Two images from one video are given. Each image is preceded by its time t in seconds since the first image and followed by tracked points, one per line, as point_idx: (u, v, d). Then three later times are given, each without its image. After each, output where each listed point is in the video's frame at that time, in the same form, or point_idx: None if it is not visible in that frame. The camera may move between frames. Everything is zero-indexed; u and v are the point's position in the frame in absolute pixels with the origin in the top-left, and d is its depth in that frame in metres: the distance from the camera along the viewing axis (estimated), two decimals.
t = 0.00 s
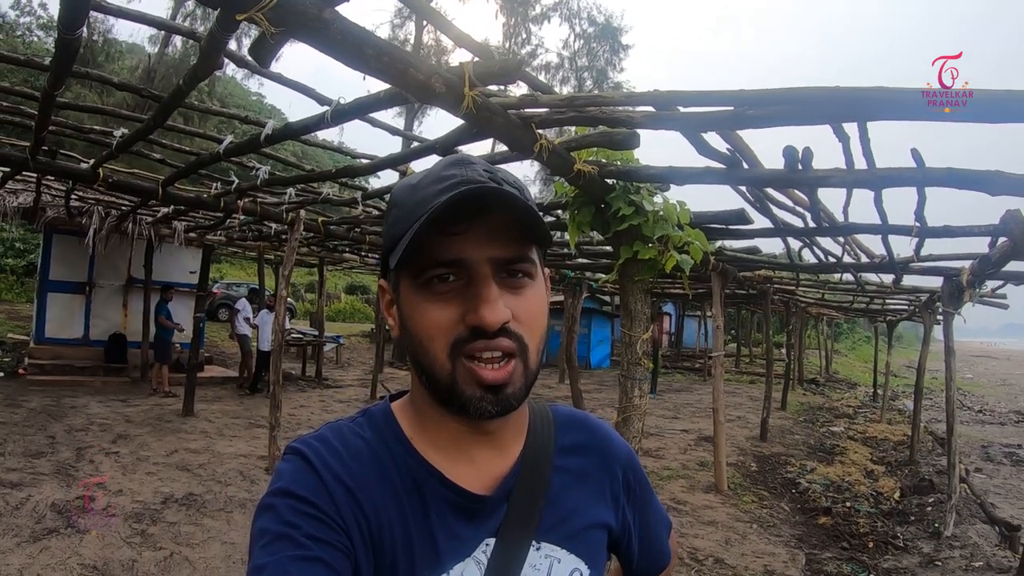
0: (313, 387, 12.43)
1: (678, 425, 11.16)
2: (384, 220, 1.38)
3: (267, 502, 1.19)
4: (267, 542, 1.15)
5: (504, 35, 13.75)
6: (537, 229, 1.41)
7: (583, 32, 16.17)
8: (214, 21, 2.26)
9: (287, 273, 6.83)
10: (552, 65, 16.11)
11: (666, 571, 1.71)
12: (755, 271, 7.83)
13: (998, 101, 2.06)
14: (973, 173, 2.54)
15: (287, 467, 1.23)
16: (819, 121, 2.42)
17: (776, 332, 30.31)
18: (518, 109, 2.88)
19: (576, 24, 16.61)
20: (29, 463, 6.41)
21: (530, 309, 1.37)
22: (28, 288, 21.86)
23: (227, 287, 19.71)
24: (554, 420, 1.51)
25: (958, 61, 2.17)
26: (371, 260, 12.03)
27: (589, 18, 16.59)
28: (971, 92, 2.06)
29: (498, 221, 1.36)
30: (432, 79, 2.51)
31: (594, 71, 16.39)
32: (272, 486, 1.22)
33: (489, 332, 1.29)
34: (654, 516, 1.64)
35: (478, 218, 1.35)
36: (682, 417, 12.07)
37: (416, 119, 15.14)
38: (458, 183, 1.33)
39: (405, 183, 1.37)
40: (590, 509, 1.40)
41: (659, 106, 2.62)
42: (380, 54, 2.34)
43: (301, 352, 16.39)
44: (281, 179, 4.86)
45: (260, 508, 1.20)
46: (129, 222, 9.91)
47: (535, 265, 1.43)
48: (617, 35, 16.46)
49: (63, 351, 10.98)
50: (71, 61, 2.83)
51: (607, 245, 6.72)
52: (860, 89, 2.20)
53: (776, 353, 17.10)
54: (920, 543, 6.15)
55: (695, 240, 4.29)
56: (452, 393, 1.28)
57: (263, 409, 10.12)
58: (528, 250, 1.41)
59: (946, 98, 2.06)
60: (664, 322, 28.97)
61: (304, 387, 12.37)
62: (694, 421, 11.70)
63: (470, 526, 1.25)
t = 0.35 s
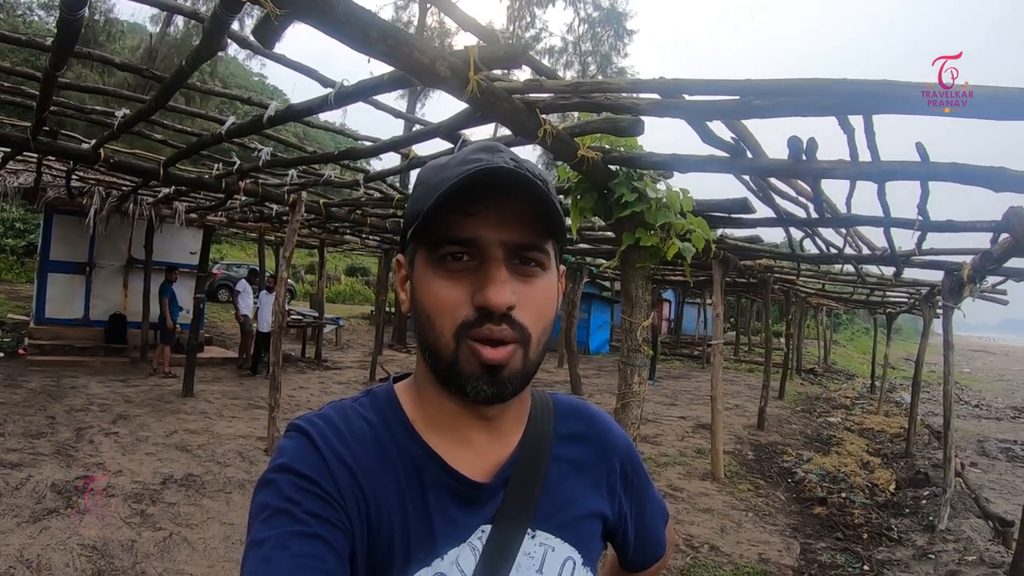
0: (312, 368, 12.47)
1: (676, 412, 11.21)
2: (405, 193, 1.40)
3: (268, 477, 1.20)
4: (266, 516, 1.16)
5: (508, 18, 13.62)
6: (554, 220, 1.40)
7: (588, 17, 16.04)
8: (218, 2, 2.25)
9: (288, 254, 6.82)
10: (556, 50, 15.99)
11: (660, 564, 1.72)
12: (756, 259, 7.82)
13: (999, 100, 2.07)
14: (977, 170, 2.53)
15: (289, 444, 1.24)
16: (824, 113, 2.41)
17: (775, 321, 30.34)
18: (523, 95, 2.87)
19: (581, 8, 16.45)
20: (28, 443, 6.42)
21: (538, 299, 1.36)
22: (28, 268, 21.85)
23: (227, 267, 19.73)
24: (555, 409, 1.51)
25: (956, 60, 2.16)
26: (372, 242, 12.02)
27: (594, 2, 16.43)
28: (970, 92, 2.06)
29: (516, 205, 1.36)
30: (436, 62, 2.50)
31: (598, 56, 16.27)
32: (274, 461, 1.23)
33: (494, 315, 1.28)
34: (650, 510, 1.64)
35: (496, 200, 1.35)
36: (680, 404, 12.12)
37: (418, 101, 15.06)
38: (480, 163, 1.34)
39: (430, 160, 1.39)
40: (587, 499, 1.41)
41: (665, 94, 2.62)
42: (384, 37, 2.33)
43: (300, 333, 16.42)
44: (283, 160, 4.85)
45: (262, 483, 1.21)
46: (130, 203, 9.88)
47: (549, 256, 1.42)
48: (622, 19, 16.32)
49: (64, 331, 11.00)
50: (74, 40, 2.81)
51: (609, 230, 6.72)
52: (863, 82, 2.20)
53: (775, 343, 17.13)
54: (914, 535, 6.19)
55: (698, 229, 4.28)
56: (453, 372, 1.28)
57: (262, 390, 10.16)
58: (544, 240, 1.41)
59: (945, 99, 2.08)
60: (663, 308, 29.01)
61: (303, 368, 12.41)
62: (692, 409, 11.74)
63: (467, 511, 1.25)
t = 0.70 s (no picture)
0: (315, 361, 12.49)
1: (679, 398, 11.23)
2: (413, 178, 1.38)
3: (259, 468, 1.20)
4: (258, 507, 1.16)
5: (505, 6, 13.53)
6: (560, 216, 1.40)
7: (584, 3, 15.95)
8: None
9: (287, 247, 6.81)
10: (553, 37, 15.92)
11: (655, 550, 1.73)
12: (757, 244, 7.80)
13: (1000, 82, 2.06)
14: (977, 153, 2.52)
15: (281, 435, 1.24)
16: (824, 95, 2.40)
17: (776, 307, 30.37)
18: (519, 81, 2.85)
19: None
20: (32, 442, 6.44)
21: (539, 293, 1.36)
22: (28, 268, 21.86)
23: (228, 262, 19.74)
24: (548, 397, 1.51)
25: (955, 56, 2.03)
26: (372, 234, 12.01)
27: None
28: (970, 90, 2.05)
29: (525, 198, 1.35)
30: (431, 50, 2.49)
31: (595, 43, 16.20)
32: (266, 452, 1.23)
33: (497, 309, 1.28)
34: (645, 498, 1.65)
35: (505, 191, 1.34)
36: (682, 390, 12.14)
37: (415, 91, 15.00)
38: (492, 154, 1.34)
39: (441, 146, 1.37)
40: (581, 488, 1.41)
41: (662, 78, 2.60)
42: (378, 26, 2.32)
43: (302, 326, 16.44)
44: (279, 153, 4.83)
45: (253, 474, 1.21)
46: (128, 200, 9.87)
47: (554, 251, 1.42)
48: (619, 6, 16.23)
49: (65, 329, 11.01)
50: (66, 36, 2.79)
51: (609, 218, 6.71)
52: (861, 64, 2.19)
53: (777, 329, 17.15)
54: (918, 519, 6.21)
55: (698, 214, 4.27)
56: (453, 362, 1.28)
57: (265, 383, 10.18)
58: (550, 235, 1.40)
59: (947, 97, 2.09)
60: (665, 295, 29.01)
61: (306, 361, 12.44)
62: (695, 395, 11.75)
63: (458, 501, 1.25)
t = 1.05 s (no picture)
0: (317, 360, 12.51)
1: (681, 386, 11.24)
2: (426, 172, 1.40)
3: (268, 476, 1.20)
4: (268, 514, 1.17)
5: None
6: (569, 213, 1.42)
7: None
8: None
9: (286, 247, 6.81)
10: (547, 28, 15.86)
11: (674, 544, 1.74)
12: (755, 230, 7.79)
13: (993, 67, 2.06)
14: (970, 134, 2.52)
15: (288, 443, 1.24)
16: (814, 80, 2.39)
17: (777, 291, 30.35)
18: (508, 75, 2.85)
19: None
20: (38, 449, 6.47)
21: (547, 288, 1.37)
22: (28, 275, 21.88)
23: (227, 262, 19.76)
24: (557, 395, 1.52)
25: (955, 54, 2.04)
26: (371, 231, 12.01)
27: None
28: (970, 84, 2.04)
29: (535, 193, 1.37)
30: (418, 48, 2.48)
31: (589, 32, 16.14)
32: (274, 460, 1.24)
33: (505, 299, 1.29)
34: (660, 493, 1.65)
35: (516, 185, 1.36)
36: (685, 377, 12.16)
37: (410, 86, 14.96)
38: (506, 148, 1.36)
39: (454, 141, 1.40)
40: (593, 484, 1.41)
41: (651, 68, 2.59)
42: (365, 26, 2.32)
43: (303, 325, 16.45)
44: (274, 153, 4.83)
45: (262, 481, 1.22)
46: (126, 204, 9.87)
47: (561, 248, 1.43)
48: None
49: (68, 336, 11.03)
50: (56, 45, 2.78)
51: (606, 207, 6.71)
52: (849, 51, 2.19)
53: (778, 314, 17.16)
54: (922, 501, 6.23)
55: (692, 203, 4.26)
56: (461, 350, 1.28)
57: (268, 383, 10.21)
58: (558, 233, 1.41)
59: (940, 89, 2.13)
60: (666, 283, 28.98)
61: (308, 359, 12.47)
62: (697, 382, 11.76)
63: (469, 501, 1.26)
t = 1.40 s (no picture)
0: (318, 362, 12.51)
1: (683, 386, 11.23)
2: (444, 173, 1.38)
3: (267, 475, 1.20)
4: (267, 513, 1.16)
5: None
6: (582, 234, 1.41)
7: None
8: (195, 3, 2.23)
9: (287, 249, 6.81)
10: (547, 30, 15.88)
11: (673, 549, 1.74)
12: (756, 230, 7.78)
13: (996, 64, 2.05)
14: (971, 133, 2.51)
15: (288, 442, 1.24)
16: (813, 80, 2.39)
17: (779, 292, 30.33)
18: (508, 77, 2.85)
19: None
20: (40, 453, 6.47)
21: (551, 307, 1.36)
22: (30, 279, 21.90)
23: (228, 265, 19.78)
24: (557, 397, 1.52)
25: (957, 55, 2.04)
26: (372, 233, 12.02)
27: None
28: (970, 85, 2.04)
29: (551, 211, 1.35)
30: (417, 50, 2.48)
31: (589, 33, 16.14)
32: (273, 459, 1.23)
33: (507, 318, 1.28)
34: (659, 497, 1.65)
35: (533, 202, 1.34)
36: (686, 378, 12.14)
37: (410, 88, 14.97)
38: (528, 163, 1.34)
39: (474, 146, 1.38)
40: (593, 488, 1.41)
41: (651, 68, 2.59)
42: (364, 28, 2.33)
43: (305, 327, 16.47)
44: (274, 156, 4.83)
45: (261, 480, 1.21)
46: (127, 208, 9.89)
47: (571, 267, 1.42)
48: None
49: (69, 339, 11.03)
50: (56, 50, 2.79)
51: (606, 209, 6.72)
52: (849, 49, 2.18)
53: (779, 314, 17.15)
54: (924, 501, 6.22)
55: (694, 203, 4.25)
56: (458, 365, 1.29)
57: (269, 386, 10.21)
58: (570, 252, 1.40)
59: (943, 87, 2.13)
60: (667, 283, 28.97)
61: (310, 362, 12.47)
62: (699, 383, 11.74)
63: (467, 502, 1.26)
